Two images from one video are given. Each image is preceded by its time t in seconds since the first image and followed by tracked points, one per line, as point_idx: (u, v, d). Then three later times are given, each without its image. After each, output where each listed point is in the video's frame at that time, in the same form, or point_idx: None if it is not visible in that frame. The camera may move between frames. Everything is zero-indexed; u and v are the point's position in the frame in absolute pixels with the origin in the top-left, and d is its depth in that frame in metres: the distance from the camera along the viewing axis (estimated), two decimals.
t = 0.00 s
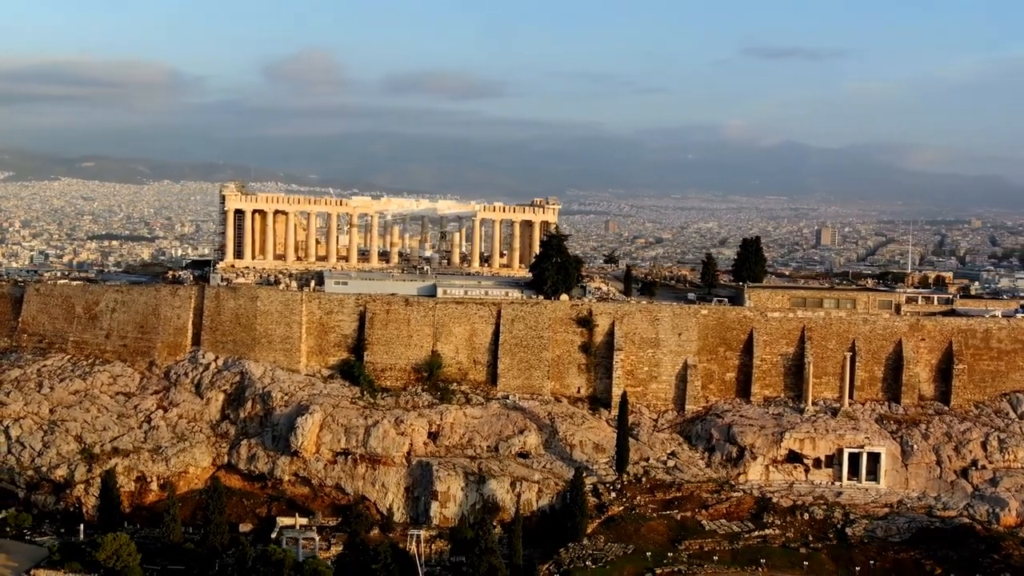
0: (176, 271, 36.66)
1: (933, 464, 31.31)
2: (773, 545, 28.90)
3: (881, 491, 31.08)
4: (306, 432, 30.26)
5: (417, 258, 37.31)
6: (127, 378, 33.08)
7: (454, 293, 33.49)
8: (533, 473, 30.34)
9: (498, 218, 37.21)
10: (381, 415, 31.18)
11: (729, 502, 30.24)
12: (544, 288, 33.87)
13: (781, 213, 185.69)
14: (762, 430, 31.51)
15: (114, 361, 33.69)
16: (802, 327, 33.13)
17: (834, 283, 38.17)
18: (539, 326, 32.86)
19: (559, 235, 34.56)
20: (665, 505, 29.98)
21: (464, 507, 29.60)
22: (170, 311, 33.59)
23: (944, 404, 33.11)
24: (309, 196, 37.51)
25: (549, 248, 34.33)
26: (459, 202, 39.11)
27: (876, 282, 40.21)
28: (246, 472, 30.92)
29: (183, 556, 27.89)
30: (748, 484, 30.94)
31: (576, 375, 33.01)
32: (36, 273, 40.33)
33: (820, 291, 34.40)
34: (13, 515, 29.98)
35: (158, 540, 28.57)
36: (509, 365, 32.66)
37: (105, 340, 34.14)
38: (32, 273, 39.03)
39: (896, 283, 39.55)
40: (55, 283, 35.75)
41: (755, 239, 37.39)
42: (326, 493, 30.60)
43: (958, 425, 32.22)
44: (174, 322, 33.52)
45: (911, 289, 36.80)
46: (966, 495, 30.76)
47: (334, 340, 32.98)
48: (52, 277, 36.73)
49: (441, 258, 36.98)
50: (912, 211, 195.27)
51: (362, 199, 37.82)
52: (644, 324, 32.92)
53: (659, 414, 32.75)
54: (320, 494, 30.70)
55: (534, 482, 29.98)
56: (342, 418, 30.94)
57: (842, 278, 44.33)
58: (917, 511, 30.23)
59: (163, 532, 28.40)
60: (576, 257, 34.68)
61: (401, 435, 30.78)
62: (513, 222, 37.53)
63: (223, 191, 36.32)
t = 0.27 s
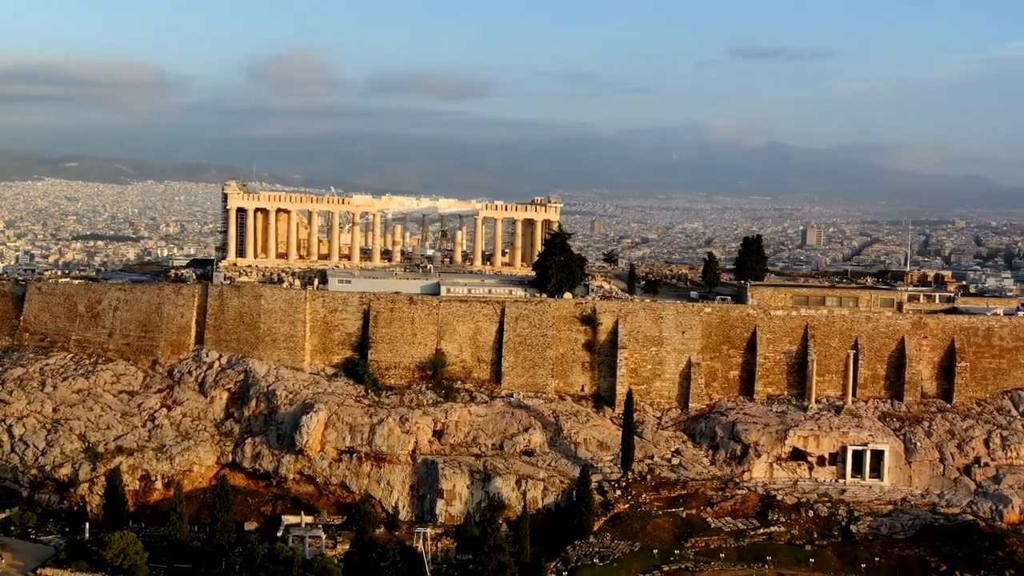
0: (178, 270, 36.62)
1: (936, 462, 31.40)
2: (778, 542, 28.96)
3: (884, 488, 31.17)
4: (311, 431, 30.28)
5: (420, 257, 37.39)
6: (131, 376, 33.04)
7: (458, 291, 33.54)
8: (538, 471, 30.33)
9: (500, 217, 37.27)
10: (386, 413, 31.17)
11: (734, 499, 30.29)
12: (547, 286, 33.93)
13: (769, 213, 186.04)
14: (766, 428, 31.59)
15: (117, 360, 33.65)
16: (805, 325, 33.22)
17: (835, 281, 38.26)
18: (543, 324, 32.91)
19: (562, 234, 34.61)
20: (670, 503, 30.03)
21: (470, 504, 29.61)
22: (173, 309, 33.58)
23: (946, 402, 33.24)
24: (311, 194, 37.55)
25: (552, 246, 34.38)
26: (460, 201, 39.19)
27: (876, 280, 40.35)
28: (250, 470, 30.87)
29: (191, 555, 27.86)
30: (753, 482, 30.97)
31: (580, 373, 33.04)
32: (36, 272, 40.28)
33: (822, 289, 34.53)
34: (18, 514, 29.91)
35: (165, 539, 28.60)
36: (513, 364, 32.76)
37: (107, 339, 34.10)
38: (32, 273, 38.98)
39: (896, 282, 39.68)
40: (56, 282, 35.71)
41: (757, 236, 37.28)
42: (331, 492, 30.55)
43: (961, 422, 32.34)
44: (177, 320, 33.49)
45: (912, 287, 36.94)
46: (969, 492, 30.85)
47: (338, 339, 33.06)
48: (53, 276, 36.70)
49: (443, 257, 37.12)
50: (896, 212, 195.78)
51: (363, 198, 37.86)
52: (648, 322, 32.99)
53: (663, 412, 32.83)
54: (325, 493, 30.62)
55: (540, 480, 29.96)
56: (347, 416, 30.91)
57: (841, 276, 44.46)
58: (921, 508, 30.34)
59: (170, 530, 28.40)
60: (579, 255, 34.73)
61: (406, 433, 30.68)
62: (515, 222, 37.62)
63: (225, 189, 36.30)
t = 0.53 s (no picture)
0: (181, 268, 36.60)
1: (940, 459, 31.53)
2: (784, 539, 29.00)
3: (889, 486, 31.29)
4: (317, 429, 30.29)
5: (422, 256, 37.44)
6: (135, 375, 32.99)
7: (462, 290, 33.59)
8: (545, 469, 30.27)
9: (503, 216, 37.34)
10: (392, 412, 31.18)
11: (739, 497, 30.36)
12: (551, 285, 34.01)
13: (757, 213, 186.38)
14: (771, 426, 31.66)
15: (121, 359, 33.61)
16: (809, 323, 33.37)
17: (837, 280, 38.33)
18: (548, 322, 32.98)
19: (566, 232, 34.68)
20: (676, 500, 30.10)
21: (476, 503, 29.54)
22: (177, 307, 33.56)
23: (949, 399, 33.38)
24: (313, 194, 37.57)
25: (556, 244, 34.45)
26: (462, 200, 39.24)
27: (876, 278, 40.49)
28: (256, 469, 30.83)
29: (200, 553, 27.83)
30: (758, 479, 31.04)
31: (584, 371, 33.08)
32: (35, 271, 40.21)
33: (825, 288, 34.64)
34: (24, 513, 29.86)
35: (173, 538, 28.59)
36: (518, 362, 32.82)
37: (110, 337, 34.06)
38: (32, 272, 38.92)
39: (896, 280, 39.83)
40: (58, 281, 35.64)
41: (758, 235, 37.30)
42: (337, 490, 30.47)
43: (964, 420, 32.45)
44: (181, 319, 33.50)
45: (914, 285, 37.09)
46: (973, 489, 30.95)
47: (342, 337, 33.06)
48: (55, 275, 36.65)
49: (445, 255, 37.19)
50: (883, 211, 196.30)
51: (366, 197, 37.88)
52: (652, 320, 33.09)
53: (667, 410, 32.90)
54: (331, 491, 30.57)
55: (546, 477, 29.95)
56: (353, 415, 30.91)
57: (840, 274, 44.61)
58: (925, 505, 30.41)
59: (178, 528, 28.37)
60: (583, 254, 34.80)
61: (412, 431, 30.74)
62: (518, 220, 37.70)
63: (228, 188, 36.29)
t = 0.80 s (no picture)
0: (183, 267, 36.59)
1: (945, 456, 31.57)
2: (791, 537, 28.97)
3: (894, 482, 31.34)
4: (323, 427, 30.27)
5: (426, 255, 37.50)
6: (139, 374, 32.94)
7: (466, 288, 33.62)
8: (551, 467, 30.25)
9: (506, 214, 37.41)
10: (398, 410, 31.16)
11: (745, 494, 30.39)
12: (556, 282, 34.05)
13: (746, 213, 186.70)
14: (776, 423, 31.74)
15: (125, 357, 33.58)
16: (813, 321, 33.48)
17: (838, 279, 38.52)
18: (553, 320, 33.00)
19: (570, 230, 34.73)
20: (682, 498, 30.13)
21: (483, 500, 29.55)
22: (182, 306, 33.64)
23: (953, 397, 33.51)
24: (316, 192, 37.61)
25: (560, 242, 34.51)
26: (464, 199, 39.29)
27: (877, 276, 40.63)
28: (261, 467, 30.78)
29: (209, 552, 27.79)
30: (763, 476, 31.09)
31: (589, 369, 33.14)
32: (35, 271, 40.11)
33: (829, 286, 34.73)
34: (30, 513, 29.83)
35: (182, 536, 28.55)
36: (523, 360, 32.89)
37: (114, 336, 34.06)
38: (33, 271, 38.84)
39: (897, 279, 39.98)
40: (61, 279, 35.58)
41: (760, 233, 37.53)
42: (343, 488, 30.48)
43: (968, 417, 32.57)
44: (186, 317, 33.57)
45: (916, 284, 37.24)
46: (978, 486, 31.04)
47: (347, 335, 33.10)
48: (56, 274, 36.59)
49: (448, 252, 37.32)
50: (871, 211, 196.75)
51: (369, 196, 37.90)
52: (657, 319, 33.13)
53: (672, 408, 32.98)
54: (337, 489, 30.55)
55: (553, 475, 29.89)
56: (359, 413, 30.90)
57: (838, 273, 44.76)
58: (930, 502, 30.45)
59: (186, 526, 28.32)
60: (587, 252, 34.83)
61: (418, 429, 30.69)
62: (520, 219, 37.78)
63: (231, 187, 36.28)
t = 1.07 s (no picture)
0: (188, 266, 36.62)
1: (950, 454, 31.74)
2: (798, 534, 29.00)
3: (899, 480, 31.45)
4: (330, 425, 30.28)
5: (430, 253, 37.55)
6: (145, 372, 32.90)
7: (472, 286, 33.69)
8: (558, 464, 30.28)
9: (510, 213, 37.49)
10: (405, 408, 31.16)
11: (752, 492, 30.40)
12: (562, 281, 34.10)
13: (736, 213, 186.97)
14: (782, 421, 31.81)
15: (130, 355, 33.54)
16: (818, 319, 33.58)
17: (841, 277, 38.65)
18: (559, 318, 33.05)
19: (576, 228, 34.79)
20: (690, 496, 30.14)
21: (490, 498, 29.46)
22: (188, 304, 33.59)
23: (957, 395, 33.65)
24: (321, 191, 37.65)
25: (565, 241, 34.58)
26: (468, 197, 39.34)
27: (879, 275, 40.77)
28: (268, 465, 30.74)
29: (217, 549, 27.75)
30: (770, 474, 31.16)
31: (595, 368, 33.23)
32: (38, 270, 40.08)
33: (834, 284, 34.83)
34: (36, 510, 29.65)
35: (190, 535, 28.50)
36: (529, 359, 32.93)
37: (120, 334, 34.02)
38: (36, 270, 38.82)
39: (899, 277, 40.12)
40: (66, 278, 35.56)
41: (763, 231, 37.69)
42: (350, 486, 30.36)
43: (973, 415, 32.69)
44: (192, 315, 33.53)
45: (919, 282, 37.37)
46: (983, 483, 31.14)
47: (354, 334, 33.23)
48: (60, 272, 36.57)
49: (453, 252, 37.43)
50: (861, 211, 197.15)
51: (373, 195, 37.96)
52: (662, 317, 33.24)
53: (678, 406, 33.07)
54: (344, 487, 30.42)
55: (560, 473, 29.88)
56: (366, 411, 30.92)
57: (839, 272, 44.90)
58: (936, 500, 30.52)
59: (194, 524, 28.27)
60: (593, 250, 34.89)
61: (426, 427, 30.75)
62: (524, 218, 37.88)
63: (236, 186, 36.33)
